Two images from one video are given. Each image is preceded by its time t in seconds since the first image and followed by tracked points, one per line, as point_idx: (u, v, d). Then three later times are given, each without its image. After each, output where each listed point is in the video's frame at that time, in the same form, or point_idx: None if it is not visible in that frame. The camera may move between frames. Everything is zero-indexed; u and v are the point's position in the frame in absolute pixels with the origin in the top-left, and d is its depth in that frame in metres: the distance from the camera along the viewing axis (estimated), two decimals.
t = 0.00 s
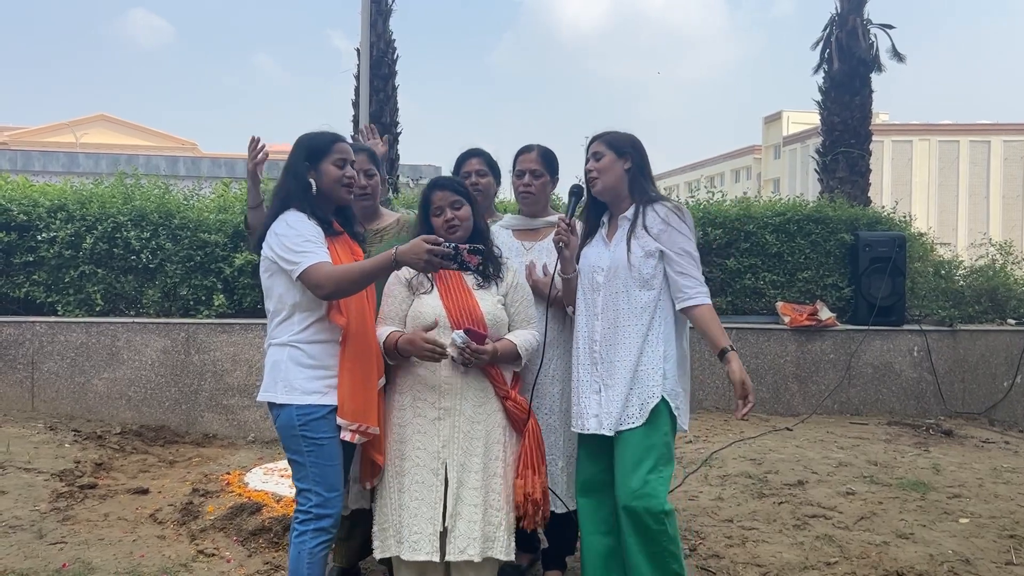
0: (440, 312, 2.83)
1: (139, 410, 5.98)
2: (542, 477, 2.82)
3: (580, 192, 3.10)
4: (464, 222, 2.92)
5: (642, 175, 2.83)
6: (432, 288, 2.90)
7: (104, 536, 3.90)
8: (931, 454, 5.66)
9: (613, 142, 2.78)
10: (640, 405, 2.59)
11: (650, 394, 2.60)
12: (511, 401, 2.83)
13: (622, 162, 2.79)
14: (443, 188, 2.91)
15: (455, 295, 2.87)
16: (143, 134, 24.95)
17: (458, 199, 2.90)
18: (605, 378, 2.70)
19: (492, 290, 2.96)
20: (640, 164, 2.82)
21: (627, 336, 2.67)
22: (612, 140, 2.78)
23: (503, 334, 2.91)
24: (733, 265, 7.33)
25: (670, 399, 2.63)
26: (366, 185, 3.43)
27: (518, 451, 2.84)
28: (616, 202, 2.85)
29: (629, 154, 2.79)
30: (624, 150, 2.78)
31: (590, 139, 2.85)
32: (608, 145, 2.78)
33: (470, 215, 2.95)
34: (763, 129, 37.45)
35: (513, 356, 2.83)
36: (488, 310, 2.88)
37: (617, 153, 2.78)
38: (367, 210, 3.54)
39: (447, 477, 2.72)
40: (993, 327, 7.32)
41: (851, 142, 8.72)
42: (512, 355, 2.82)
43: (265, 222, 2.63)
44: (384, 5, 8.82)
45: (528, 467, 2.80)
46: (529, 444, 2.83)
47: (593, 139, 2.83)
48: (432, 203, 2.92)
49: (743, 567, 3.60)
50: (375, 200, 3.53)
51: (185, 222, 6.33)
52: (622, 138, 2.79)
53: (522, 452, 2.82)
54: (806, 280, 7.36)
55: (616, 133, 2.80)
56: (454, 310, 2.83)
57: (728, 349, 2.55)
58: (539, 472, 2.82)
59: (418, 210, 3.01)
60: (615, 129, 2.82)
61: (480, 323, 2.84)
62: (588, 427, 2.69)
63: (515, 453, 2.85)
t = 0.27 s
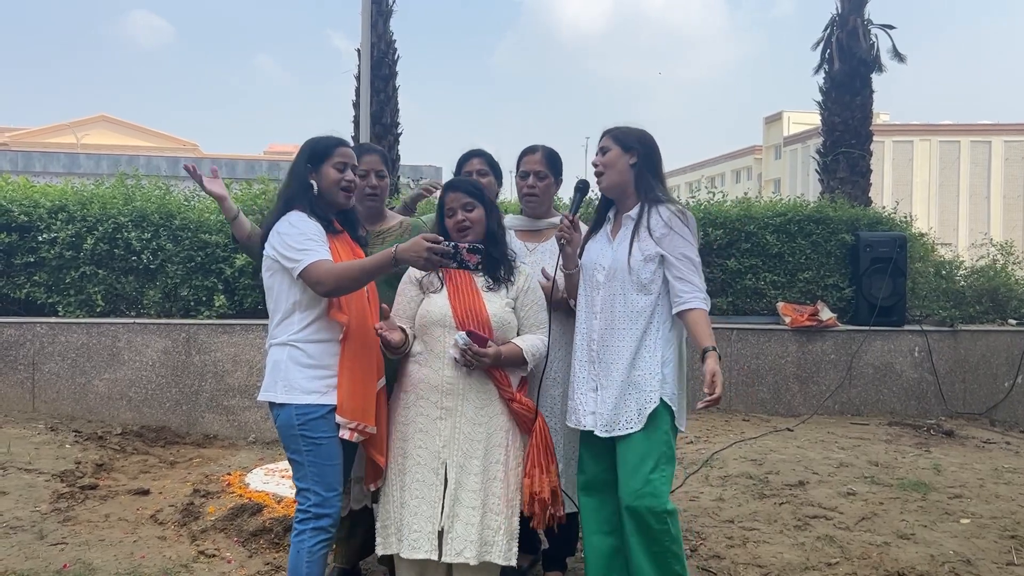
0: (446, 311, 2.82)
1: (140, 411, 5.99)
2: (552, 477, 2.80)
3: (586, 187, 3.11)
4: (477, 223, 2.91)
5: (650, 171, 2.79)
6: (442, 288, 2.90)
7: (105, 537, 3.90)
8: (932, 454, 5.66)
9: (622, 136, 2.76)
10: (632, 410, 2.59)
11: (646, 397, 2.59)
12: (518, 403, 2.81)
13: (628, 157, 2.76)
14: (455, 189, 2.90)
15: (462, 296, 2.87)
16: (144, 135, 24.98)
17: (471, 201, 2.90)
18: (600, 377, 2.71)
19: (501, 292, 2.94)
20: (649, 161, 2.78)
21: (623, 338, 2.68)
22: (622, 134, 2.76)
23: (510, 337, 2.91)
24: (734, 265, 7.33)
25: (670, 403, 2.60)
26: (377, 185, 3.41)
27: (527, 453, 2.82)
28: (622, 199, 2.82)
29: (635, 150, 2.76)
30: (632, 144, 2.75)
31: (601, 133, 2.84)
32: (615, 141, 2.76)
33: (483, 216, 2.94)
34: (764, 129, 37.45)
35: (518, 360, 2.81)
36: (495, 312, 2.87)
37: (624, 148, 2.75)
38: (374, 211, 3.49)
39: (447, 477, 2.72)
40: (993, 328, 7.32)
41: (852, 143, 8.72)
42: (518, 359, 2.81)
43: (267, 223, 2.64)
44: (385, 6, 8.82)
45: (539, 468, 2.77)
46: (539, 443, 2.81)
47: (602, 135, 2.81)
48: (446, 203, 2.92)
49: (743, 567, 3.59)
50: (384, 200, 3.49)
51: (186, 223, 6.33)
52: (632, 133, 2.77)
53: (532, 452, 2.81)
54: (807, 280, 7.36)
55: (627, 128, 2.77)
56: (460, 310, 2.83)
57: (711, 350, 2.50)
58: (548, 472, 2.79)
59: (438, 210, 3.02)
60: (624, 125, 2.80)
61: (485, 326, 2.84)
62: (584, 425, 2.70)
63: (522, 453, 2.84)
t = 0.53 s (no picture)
0: (450, 312, 2.84)
1: (141, 412, 5.99)
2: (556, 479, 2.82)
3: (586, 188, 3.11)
4: (487, 224, 2.92)
5: (649, 174, 2.75)
6: (449, 288, 2.92)
7: (106, 537, 3.90)
8: (933, 455, 5.66)
9: (621, 138, 2.73)
10: (617, 416, 2.58)
11: (631, 403, 2.57)
12: (519, 407, 2.80)
13: (627, 159, 2.72)
14: (468, 190, 2.92)
15: (468, 297, 2.87)
16: (145, 136, 24.99)
17: (482, 203, 2.92)
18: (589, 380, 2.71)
19: (507, 297, 2.95)
20: (649, 162, 2.74)
21: (610, 342, 2.66)
22: (622, 135, 2.73)
23: (512, 339, 2.90)
24: (735, 266, 7.33)
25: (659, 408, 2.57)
26: (386, 187, 3.44)
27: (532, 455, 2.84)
28: (621, 201, 2.80)
29: (634, 152, 2.71)
30: (630, 146, 2.71)
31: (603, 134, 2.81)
32: (615, 143, 2.73)
33: (494, 220, 2.95)
34: (764, 130, 37.45)
35: (520, 362, 2.81)
36: (498, 314, 2.87)
37: (622, 150, 2.72)
38: (378, 212, 3.49)
39: (446, 477, 2.72)
40: (994, 328, 7.31)
41: (853, 143, 8.72)
42: (520, 362, 2.80)
43: (270, 225, 2.64)
44: (386, 7, 8.83)
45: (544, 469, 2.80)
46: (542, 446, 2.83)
47: (606, 135, 2.78)
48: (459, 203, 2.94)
49: (745, 568, 3.60)
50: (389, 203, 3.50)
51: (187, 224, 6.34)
52: (631, 134, 2.73)
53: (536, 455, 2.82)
54: (808, 281, 7.36)
55: (627, 129, 2.74)
56: (464, 311, 2.84)
57: (679, 371, 2.49)
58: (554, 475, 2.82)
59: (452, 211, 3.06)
60: (627, 126, 2.76)
61: (488, 328, 2.84)
62: (573, 426, 2.71)
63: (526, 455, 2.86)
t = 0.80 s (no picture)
0: (452, 314, 2.85)
1: (143, 413, 6.00)
2: (552, 479, 2.81)
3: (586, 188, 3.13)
4: (491, 228, 2.91)
5: (648, 177, 2.71)
6: (450, 287, 2.93)
7: (107, 538, 3.91)
8: (934, 456, 5.66)
9: (620, 140, 2.69)
10: (602, 419, 2.57)
11: (616, 408, 2.56)
12: (520, 408, 2.81)
13: (624, 162, 2.69)
14: (478, 190, 2.90)
15: (470, 299, 2.88)
16: (146, 137, 25.01)
17: (489, 205, 2.89)
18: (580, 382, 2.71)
19: (509, 301, 2.95)
20: (649, 165, 2.70)
21: (599, 346, 2.66)
22: (620, 137, 2.69)
23: (512, 341, 2.90)
24: (735, 267, 7.33)
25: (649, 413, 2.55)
26: (389, 189, 3.44)
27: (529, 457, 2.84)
28: (621, 203, 2.78)
29: (632, 155, 2.68)
30: (627, 149, 2.68)
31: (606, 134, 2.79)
32: (613, 143, 2.71)
33: (498, 224, 2.93)
34: (766, 131, 37.45)
35: (522, 364, 2.82)
36: (500, 316, 2.88)
37: (620, 152, 2.69)
38: (381, 213, 3.50)
39: (447, 479, 2.72)
40: (995, 329, 7.31)
41: (854, 144, 8.72)
42: (522, 364, 2.82)
43: (272, 226, 2.64)
44: (387, 8, 8.84)
45: (541, 469, 2.78)
46: (540, 447, 2.81)
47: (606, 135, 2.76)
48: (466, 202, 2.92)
49: (745, 570, 3.60)
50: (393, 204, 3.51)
51: (188, 225, 6.35)
52: (630, 137, 2.69)
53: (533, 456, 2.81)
54: (809, 282, 7.36)
55: (627, 131, 2.70)
56: (466, 312, 2.85)
57: (659, 379, 2.46)
58: (548, 474, 2.80)
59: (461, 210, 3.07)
60: (627, 127, 2.72)
61: (490, 329, 2.84)
62: (563, 425, 2.72)
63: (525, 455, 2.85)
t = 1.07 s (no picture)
0: (452, 315, 2.84)
1: (144, 414, 6.00)
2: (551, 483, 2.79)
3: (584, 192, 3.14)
4: (490, 231, 2.92)
5: (644, 181, 2.70)
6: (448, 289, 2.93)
7: (108, 539, 3.91)
8: (935, 457, 5.66)
9: (617, 143, 2.69)
10: (597, 424, 2.57)
11: (607, 413, 2.56)
12: (520, 408, 2.82)
13: (621, 166, 2.69)
14: (484, 191, 2.92)
15: (470, 301, 2.88)
16: (147, 138, 25.02)
17: (491, 208, 2.91)
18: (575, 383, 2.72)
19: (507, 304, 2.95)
20: (645, 170, 2.69)
21: (595, 351, 2.66)
22: (618, 140, 2.69)
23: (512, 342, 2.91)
24: (736, 268, 7.32)
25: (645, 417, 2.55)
26: (393, 191, 3.45)
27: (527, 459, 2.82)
28: (618, 207, 2.78)
29: (629, 159, 2.68)
30: (625, 153, 2.67)
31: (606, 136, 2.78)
32: (612, 146, 2.70)
33: (497, 228, 2.95)
34: (767, 132, 37.44)
35: (523, 365, 2.83)
36: (501, 317, 2.90)
37: (618, 156, 2.68)
38: (386, 215, 3.51)
39: (452, 480, 2.72)
40: (996, 331, 7.31)
41: (855, 145, 8.72)
42: (523, 364, 2.82)
43: (271, 228, 2.63)
44: (388, 10, 8.84)
45: (540, 473, 2.76)
46: (540, 450, 2.80)
47: (606, 137, 2.76)
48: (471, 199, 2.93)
49: (746, 571, 3.60)
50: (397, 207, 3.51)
51: (190, 226, 6.35)
52: (629, 141, 2.68)
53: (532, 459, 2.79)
54: (810, 283, 7.36)
55: (626, 134, 2.70)
56: (467, 314, 2.85)
57: (642, 390, 2.46)
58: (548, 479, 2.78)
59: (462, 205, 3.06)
60: (626, 130, 2.72)
61: (491, 330, 2.85)
62: (558, 425, 2.74)
63: (524, 458, 2.84)
